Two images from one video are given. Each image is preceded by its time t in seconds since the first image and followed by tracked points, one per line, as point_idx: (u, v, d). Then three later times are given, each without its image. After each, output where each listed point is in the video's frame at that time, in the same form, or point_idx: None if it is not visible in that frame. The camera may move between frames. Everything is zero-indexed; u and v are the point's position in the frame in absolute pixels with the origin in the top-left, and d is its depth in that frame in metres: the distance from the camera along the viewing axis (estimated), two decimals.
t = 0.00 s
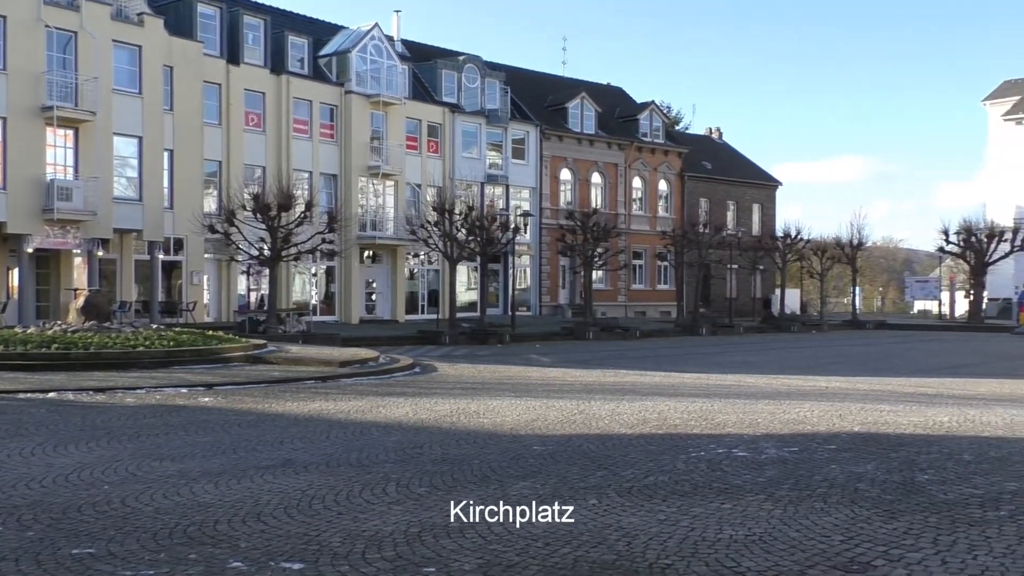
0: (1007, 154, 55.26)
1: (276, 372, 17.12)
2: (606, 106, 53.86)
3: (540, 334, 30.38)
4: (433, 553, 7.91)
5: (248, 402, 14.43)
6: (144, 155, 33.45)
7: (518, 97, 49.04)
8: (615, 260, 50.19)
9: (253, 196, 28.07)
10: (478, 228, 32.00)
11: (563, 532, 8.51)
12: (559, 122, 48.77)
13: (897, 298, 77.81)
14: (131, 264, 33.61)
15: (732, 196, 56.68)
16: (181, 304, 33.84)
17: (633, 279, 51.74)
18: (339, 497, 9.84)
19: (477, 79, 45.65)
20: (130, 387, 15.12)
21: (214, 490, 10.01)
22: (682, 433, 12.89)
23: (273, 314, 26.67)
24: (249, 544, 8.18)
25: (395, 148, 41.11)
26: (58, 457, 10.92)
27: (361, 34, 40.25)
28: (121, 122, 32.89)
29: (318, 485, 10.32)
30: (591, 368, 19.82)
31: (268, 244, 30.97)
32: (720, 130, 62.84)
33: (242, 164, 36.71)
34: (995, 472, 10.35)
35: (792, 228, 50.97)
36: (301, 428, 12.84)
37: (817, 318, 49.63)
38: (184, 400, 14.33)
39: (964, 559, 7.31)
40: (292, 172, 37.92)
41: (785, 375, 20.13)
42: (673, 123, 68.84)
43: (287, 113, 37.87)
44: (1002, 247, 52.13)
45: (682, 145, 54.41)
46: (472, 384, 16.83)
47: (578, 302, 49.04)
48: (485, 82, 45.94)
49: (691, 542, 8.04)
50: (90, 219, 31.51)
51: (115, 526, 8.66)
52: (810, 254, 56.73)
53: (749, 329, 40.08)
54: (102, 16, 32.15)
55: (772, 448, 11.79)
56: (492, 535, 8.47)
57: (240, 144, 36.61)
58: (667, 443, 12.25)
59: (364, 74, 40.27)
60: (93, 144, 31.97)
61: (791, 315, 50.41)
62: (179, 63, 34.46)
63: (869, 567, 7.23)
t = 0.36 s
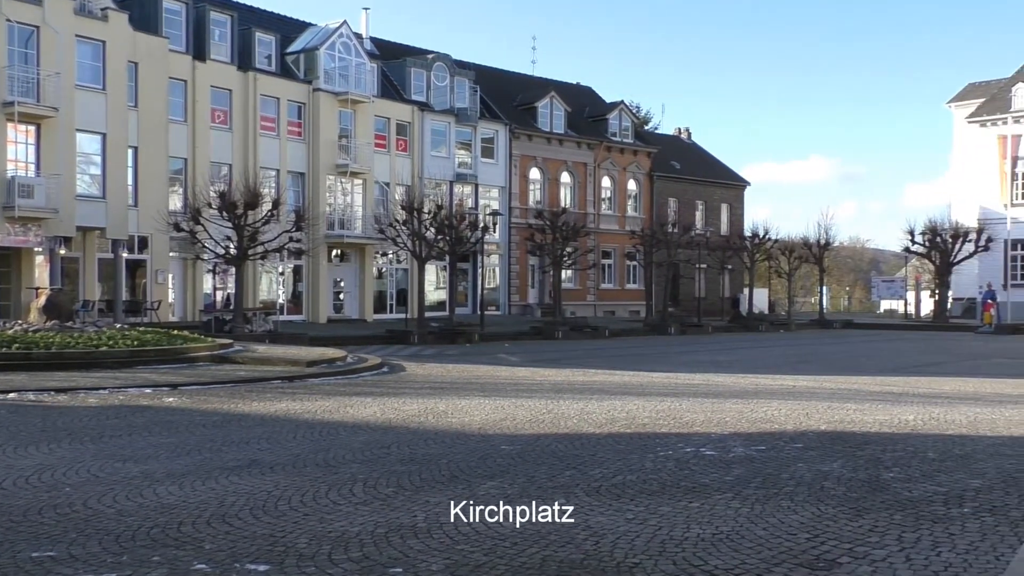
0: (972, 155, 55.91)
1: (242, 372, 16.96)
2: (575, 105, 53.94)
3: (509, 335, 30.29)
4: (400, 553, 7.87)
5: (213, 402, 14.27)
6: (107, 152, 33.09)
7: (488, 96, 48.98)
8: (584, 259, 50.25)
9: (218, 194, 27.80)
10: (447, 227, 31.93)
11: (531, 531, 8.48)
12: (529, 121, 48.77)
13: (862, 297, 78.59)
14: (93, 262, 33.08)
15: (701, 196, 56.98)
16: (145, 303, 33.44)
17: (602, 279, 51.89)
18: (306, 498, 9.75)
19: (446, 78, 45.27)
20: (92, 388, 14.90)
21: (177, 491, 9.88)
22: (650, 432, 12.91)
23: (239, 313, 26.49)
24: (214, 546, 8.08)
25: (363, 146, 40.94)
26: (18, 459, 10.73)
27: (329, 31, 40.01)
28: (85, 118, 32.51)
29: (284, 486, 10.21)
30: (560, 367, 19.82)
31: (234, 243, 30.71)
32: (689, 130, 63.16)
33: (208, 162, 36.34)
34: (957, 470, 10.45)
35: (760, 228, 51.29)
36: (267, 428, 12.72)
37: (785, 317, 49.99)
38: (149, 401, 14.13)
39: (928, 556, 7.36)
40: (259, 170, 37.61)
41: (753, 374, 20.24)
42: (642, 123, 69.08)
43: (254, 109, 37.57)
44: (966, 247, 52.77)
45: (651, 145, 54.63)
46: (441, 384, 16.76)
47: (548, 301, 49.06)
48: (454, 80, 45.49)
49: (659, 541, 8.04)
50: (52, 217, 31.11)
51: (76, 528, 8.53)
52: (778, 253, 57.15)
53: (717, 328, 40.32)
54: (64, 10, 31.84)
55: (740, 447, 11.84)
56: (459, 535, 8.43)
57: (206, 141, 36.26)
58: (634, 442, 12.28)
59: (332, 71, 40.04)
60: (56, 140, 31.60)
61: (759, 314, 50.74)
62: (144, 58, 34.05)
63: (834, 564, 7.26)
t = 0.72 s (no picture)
0: (934, 157, 56.58)
1: (204, 372, 16.79)
2: (542, 105, 53.99)
3: (476, 334, 30.19)
4: (364, 554, 7.80)
5: (175, 403, 14.10)
6: (66, 149, 32.68)
7: (455, 95, 48.88)
8: (551, 259, 50.28)
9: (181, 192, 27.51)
10: (413, 227, 31.81)
11: (496, 531, 8.44)
12: (496, 121, 48.77)
13: (827, 297, 79.30)
14: (52, 261, 32.62)
15: (667, 196, 57.24)
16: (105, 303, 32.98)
17: (569, 278, 51.98)
18: (268, 499, 9.65)
19: (412, 76, 45.18)
20: (51, 390, 14.67)
21: (137, 494, 9.74)
22: (616, 431, 12.93)
23: (203, 313, 26.25)
24: (174, 548, 7.98)
25: (328, 145, 40.72)
26: None
27: (294, 28, 39.70)
28: (43, 115, 32.11)
29: (247, 487, 10.10)
30: (526, 367, 19.82)
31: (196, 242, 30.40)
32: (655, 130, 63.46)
33: (171, 160, 35.98)
34: (918, 467, 10.54)
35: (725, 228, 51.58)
36: (230, 429, 12.58)
37: (751, 317, 50.29)
38: (108, 402, 13.94)
39: (889, 552, 7.41)
40: (222, 168, 37.30)
41: (718, 373, 20.35)
42: (608, 122, 69.31)
43: (218, 107, 37.25)
44: (929, 248, 53.37)
45: (617, 145, 54.81)
46: (406, 384, 16.69)
47: (514, 301, 49.05)
48: (420, 78, 45.48)
49: (624, 540, 8.03)
50: (10, 215, 30.67)
51: (33, 532, 8.37)
52: (744, 253, 57.54)
53: (683, 327, 40.49)
54: (22, 5, 31.37)
55: (704, 446, 11.87)
56: (424, 535, 8.38)
57: (168, 139, 35.90)
58: (598, 441, 12.28)
59: (296, 69, 39.76)
60: (15, 138, 31.20)
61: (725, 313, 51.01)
62: (104, 54, 33.63)
63: (797, 561, 7.28)
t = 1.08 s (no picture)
0: (896, 158, 57.22)
1: (165, 373, 16.61)
2: (508, 104, 53.99)
3: (441, 334, 30.09)
4: (327, 556, 7.71)
5: (135, 404, 13.91)
6: (23, 145, 31.85)
7: (420, 94, 48.73)
8: (517, 259, 50.24)
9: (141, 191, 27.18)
10: (378, 226, 31.66)
11: (459, 531, 8.39)
12: (461, 120, 48.69)
13: (791, 298, 79.97)
14: (9, 261, 32.20)
15: (633, 197, 57.46)
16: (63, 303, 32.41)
17: (535, 278, 52.01)
18: (230, 501, 9.54)
19: (377, 75, 44.92)
20: (7, 390, 14.43)
21: (96, 496, 9.58)
22: (581, 431, 12.92)
23: (164, 313, 25.97)
24: (133, 551, 7.84)
25: (292, 144, 40.45)
26: None
27: (256, 25, 39.41)
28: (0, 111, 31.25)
29: (208, 489, 9.98)
30: (491, 367, 19.78)
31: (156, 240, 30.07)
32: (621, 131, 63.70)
33: (130, 157, 35.62)
34: (879, 465, 10.63)
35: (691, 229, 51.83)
36: (191, 431, 12.42)
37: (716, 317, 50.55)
38: (66, 404, 13.73)
39: (850, 549, 7.45)
40: (183, 166, 36.95)
41: (683, 373, 20.42)
42: (574, 122, 69.50)
43: (178, 105, 36.90)
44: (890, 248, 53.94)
45: (583, 145, 54.94)
46: (371, 384, 16.59)
47: (480, 301, 48.98)
48: (385, 77, 45.28)
49: (589, 539, 8.02)
50: None
51: None
52: (708, 253, 57.90)
53: (649, 327, 40.63)
54: None
55: (669, 445, 11.89)
56: (388, 535, 8.31)
57: (128, 136, 35.53)
58: (563, 441, 12.27)
59: (260, 66, 39.46)
60: None
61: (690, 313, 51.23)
62: (62, 50, 33.15)
63: (760, 559, 7.29)
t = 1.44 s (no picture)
0: (859, 159, 57.83)
1: (124, 373, 16.39)
2: (474, 103, 53.92)
3: (405, 334, 29.97)
4: (288, 556, 7.62)
5: (91, 405, 13.69)
6: None
7: (385, 92, 48.52)
8: (482, 258, 50.18)
9: (99, 188, 26.80)
10: (341, 225, 31.46)
11: (422, 531, 8.32)
12: (426, 118, 48.56)
13: (755, 297, 80.63)
14: None
15: (598, 197, 57.63)
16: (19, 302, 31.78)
17: (501, 278, 51.98)
18: (189, 502, 9.40)
19: (340, 73, 44.56)
20: None
21: (52, 498, 9.40)
22: (545, 430, 12.89)
23: (123, 312, 25.63)
24: (90, 554, 7.70)
25: (254, 141, 40.14)
26: None
27: (217, 21, 39.06)
28: None
29: (167, 490, 9.82)
30: (456, 366, 19.71)
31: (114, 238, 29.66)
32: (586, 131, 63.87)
33: (88, 154, 35.15)
34: (840, 462, 10.71)
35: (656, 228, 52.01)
36: (149, 432, 12.23)
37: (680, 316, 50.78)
38: (22, 405, 13.47)
39: (811, 546, 7.49)
40: (142, 163, 36.51)
41: (648, 372, 20.49)
42: (540, 122, 69.57)
43: (138, 101, 36.46)
44: (853, 248, 54.52)
45: (548, 144, 55.02)
46: (334, 384, 16.46)
47: (445, 300, 48.85)
48: (349, 75, 45.03)
49: (552, 537, 7.99)
50: None
51: None
52: (673, 253, 58.19)
53: (614, 326, 40.72)
54: None
55: (633, 444, 11.90)
56: (349, 536, 8.22)
57: (85, 132, 35.06)
58: (527, 440, 12.23)
59: (221, 62, 39.09)
60: None
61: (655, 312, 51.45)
62: (17, 45, 32.63)
63: (721, 556, 7.30)
